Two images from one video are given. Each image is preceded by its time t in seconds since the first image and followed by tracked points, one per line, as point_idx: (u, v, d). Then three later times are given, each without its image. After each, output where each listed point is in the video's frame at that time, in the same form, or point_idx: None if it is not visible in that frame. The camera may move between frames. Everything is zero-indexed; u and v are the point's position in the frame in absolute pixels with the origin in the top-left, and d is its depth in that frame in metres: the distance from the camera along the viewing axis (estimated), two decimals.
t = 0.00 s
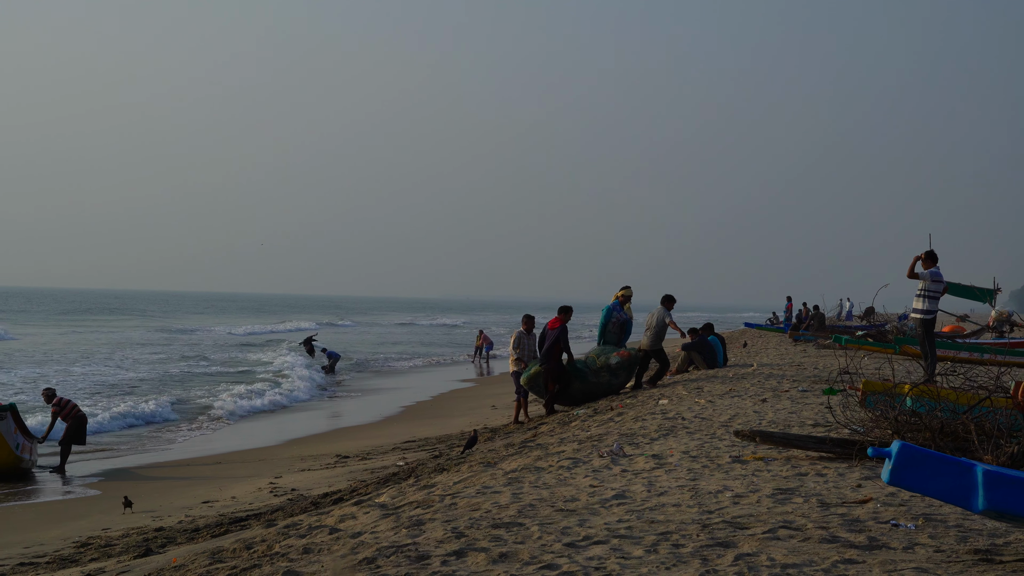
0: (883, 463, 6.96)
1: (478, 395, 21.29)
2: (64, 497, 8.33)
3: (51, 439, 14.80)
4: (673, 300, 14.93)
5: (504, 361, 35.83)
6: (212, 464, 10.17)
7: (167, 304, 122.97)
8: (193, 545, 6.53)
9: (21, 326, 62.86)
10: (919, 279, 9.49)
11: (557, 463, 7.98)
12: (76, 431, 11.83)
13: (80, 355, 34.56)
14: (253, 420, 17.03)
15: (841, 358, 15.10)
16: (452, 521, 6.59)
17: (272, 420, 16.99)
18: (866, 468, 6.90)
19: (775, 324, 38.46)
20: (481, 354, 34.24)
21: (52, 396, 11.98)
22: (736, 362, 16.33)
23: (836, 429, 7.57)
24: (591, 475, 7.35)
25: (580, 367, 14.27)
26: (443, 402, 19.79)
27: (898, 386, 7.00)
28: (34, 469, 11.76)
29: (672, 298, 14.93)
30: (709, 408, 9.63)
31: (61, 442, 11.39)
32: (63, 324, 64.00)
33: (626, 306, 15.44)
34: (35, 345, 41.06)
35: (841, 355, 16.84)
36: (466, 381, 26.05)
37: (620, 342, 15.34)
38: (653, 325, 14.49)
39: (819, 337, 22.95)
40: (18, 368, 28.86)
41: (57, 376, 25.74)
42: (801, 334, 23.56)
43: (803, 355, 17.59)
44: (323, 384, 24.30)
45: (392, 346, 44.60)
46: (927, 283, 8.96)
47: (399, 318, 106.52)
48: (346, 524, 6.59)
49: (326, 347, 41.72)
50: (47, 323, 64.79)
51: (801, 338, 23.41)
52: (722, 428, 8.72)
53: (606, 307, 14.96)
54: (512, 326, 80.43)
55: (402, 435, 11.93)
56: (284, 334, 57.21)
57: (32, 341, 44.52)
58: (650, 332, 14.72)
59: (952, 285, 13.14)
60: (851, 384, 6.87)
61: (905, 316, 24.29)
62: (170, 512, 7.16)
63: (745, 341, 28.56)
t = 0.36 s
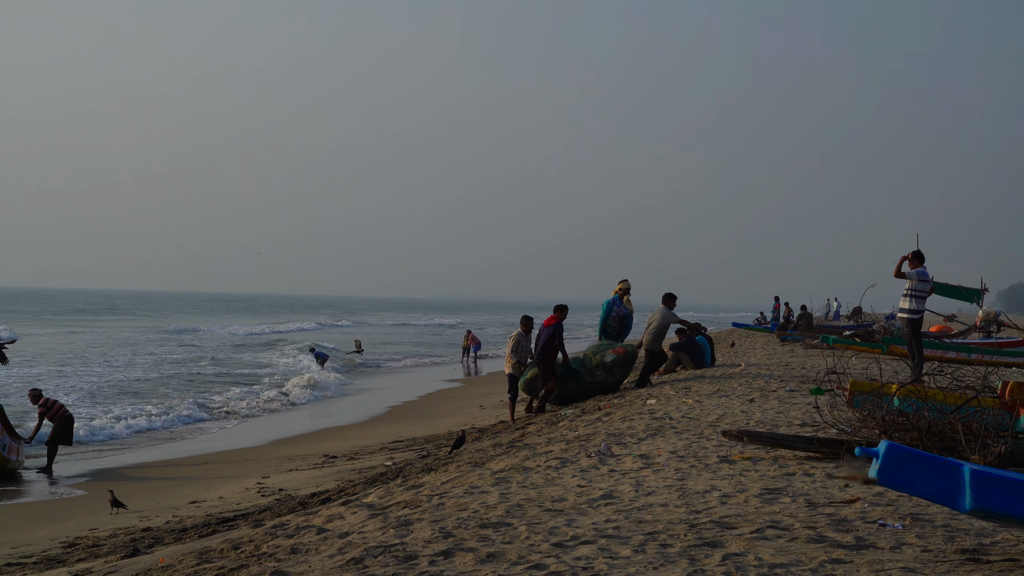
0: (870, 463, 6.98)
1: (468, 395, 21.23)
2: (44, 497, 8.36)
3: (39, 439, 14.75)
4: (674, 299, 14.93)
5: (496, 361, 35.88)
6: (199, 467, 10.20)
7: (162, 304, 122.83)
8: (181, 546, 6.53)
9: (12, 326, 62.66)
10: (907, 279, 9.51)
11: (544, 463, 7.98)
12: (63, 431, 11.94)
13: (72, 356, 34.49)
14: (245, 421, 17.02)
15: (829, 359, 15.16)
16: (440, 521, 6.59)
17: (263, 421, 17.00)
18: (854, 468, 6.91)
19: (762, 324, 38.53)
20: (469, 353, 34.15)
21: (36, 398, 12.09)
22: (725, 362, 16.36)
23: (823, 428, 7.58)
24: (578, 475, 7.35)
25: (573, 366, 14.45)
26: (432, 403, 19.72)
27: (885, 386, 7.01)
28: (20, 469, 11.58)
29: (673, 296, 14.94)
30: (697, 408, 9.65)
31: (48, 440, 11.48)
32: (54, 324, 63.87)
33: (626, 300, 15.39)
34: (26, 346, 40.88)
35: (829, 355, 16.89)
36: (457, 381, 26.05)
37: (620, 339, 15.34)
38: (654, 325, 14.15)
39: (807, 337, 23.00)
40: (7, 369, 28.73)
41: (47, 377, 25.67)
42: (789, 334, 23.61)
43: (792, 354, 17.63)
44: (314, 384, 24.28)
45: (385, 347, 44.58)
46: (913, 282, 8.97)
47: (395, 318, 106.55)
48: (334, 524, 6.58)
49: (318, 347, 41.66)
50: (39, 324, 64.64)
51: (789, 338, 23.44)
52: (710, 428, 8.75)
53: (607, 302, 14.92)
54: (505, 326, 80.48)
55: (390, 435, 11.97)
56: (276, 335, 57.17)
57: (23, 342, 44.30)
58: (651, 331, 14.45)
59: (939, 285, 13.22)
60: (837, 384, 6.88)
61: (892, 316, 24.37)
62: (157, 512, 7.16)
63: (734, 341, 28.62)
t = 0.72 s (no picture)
0: (859, 464, 6.99)
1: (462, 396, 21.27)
2: (30, 497, 8.43)
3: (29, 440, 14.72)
4: (669, 299, 14.92)
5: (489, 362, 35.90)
6: (197, 460, 10.33)
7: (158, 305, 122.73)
8: (170, 546, 6.52)
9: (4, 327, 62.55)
10: (896, 279, 9.55)
11: (534, 463, 7.98)
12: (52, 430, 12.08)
13: (66, 357, 34.38)
14: (238, 422, 17.01)
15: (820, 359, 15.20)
16: (430, 521, 6.58)
17: (256, 421, 17.00)
18: (843, 468, 6.91)
19: (751, 325, 38.57)
20: (459, 353, 34.06)
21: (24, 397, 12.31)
22: (715, 363, 16.39)
23: (813, 428, 7.59)
24: (568, 475, 7.34)
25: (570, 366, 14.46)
26: (424, 403, 19.76)
27: (875, 387, 7.02)
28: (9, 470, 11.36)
29: (667, 297, 14.94)
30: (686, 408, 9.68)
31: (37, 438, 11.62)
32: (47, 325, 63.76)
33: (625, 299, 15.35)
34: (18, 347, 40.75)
35: (819, 355, 16.94)
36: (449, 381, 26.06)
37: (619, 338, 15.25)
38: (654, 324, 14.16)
39: (796, 337, 23.07)
40: None
41: (40, 378, 25.60)
42: (779, 334, 23.68)
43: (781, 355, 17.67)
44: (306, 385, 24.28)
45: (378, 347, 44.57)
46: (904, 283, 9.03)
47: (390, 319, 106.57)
48: (323, 525, 6.58)
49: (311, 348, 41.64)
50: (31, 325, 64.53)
51: (778, 338, 23.50)
52: (700, 429, 8.78)
53: (606, 301, 14.79)
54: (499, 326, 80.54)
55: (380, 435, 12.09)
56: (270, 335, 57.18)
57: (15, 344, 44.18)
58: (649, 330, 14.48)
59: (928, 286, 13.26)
60: (827, 383, 6.90)
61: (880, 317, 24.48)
62: (147, 512, 7.16)
63: (724, 341, 28.68)
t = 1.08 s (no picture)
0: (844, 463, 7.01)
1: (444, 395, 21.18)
2: (15, 497, 8.45)
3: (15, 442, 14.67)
4: (656, 295, 14.97)
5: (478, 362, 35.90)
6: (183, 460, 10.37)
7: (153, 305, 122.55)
8: (156, 546, 6.53)
9: None
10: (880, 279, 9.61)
11: (520, 464, 7.99)
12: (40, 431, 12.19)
13: (54, 358, 34.18)
14: (228, 423, 16.98)
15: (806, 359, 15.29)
16: (416, 521, 6.59)
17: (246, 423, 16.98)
18: (829, 467, 6.93)
19: (738, 324, 38.72)
20: (443, 353, 33.91)
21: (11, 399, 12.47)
22: (702, 363, 16.46)
23: (799, 428, 7.62)
24: (554, 475, 7.33)
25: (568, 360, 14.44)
26: (411, 402, 19.80)
27: (860, 386, 7.04)
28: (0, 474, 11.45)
29: (652, 292, 14.97)
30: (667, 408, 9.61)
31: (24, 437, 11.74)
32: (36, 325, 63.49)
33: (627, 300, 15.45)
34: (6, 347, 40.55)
35: (806, 355, 17.03)
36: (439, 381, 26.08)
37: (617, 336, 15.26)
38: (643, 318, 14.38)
39: (782, 336, 23.18)
40: None
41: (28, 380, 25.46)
42: (765, 334, 23.79)
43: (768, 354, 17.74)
44: (295, 386, 24.26)
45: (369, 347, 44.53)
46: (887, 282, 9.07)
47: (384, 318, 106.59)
48: (309, 524, 6.59)
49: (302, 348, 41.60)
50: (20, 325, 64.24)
51: (765, 338, 23.61)
52: (686, 428, 8.85)
53: (606, 298, 14.91)
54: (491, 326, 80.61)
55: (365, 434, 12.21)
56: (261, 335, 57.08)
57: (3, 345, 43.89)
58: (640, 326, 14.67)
59: (912, 285, 13.33)
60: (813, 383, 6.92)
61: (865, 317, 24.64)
62: (133, 512, 7.16)
63: (711, 341, 28.79)
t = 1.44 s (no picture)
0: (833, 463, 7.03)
1: (435, 395, 21.16)
2: (7, 497, 8.51)
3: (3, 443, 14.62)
4: (660, 292, 14.90)
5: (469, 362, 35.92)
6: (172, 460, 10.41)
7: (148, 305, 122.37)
8: (145, 546, 6.53)
9: None
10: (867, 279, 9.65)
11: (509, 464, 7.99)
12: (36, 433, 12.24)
13: (45, 359, 34.09)
14: (219, 424, 16.97)
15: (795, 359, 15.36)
16: (405, 521, 6.59)
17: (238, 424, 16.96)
18: (817, 467, 6.94)
19: (727, 324, 38.91)
20: (433, 353, 33.91)
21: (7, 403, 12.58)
22: (692, 364, 16.51)
23: (788, 428, 7.63)
24: (543, 475, 7.32)
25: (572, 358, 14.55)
26: (401, 402, 19.81)
27: (849, 386, 7.05)
28: None
29: (657, 290, 14.94)
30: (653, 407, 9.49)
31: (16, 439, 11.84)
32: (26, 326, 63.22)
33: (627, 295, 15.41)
34: None
35: (795, 355, 17.12)
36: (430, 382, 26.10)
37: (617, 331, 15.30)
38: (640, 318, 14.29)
39: (771, 336, 23.30)
40: None
41: (18, 380, 25.39)
42: (753, 334, 23.89)
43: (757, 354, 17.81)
44: (286, 387, 24.25)
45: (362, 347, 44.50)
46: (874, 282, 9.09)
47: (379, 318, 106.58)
48: (298, 525, 6.58)
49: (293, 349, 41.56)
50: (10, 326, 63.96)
51: (753, 338, 23.72)
52: (675, 428, 8.86)
53: (606, 294, 14.95)
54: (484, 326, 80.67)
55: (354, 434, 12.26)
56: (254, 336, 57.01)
57: None
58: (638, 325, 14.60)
59: (901, 285, 13.37)
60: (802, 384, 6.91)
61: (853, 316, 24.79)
62: (122, 512, 7.16)
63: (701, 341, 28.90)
